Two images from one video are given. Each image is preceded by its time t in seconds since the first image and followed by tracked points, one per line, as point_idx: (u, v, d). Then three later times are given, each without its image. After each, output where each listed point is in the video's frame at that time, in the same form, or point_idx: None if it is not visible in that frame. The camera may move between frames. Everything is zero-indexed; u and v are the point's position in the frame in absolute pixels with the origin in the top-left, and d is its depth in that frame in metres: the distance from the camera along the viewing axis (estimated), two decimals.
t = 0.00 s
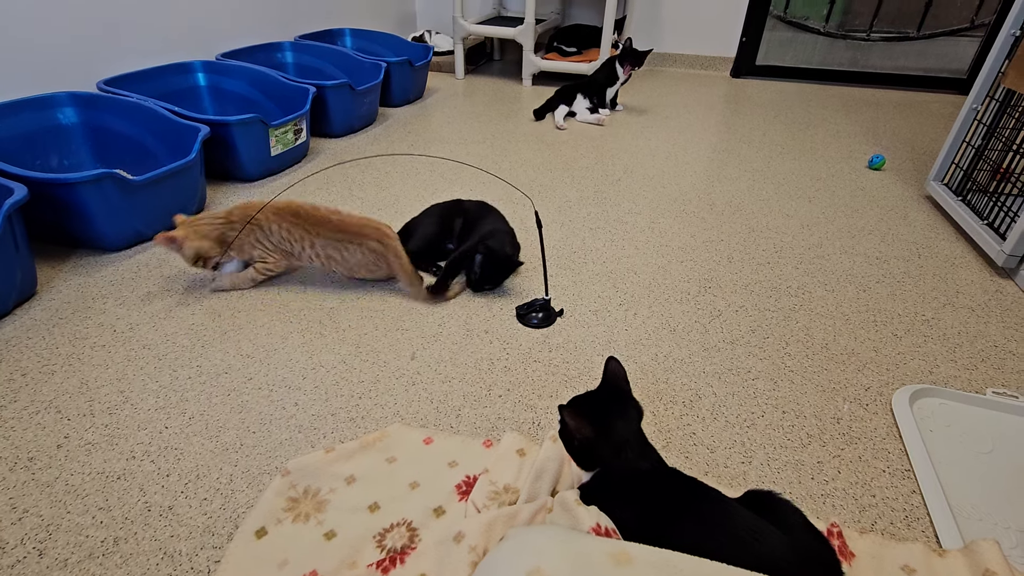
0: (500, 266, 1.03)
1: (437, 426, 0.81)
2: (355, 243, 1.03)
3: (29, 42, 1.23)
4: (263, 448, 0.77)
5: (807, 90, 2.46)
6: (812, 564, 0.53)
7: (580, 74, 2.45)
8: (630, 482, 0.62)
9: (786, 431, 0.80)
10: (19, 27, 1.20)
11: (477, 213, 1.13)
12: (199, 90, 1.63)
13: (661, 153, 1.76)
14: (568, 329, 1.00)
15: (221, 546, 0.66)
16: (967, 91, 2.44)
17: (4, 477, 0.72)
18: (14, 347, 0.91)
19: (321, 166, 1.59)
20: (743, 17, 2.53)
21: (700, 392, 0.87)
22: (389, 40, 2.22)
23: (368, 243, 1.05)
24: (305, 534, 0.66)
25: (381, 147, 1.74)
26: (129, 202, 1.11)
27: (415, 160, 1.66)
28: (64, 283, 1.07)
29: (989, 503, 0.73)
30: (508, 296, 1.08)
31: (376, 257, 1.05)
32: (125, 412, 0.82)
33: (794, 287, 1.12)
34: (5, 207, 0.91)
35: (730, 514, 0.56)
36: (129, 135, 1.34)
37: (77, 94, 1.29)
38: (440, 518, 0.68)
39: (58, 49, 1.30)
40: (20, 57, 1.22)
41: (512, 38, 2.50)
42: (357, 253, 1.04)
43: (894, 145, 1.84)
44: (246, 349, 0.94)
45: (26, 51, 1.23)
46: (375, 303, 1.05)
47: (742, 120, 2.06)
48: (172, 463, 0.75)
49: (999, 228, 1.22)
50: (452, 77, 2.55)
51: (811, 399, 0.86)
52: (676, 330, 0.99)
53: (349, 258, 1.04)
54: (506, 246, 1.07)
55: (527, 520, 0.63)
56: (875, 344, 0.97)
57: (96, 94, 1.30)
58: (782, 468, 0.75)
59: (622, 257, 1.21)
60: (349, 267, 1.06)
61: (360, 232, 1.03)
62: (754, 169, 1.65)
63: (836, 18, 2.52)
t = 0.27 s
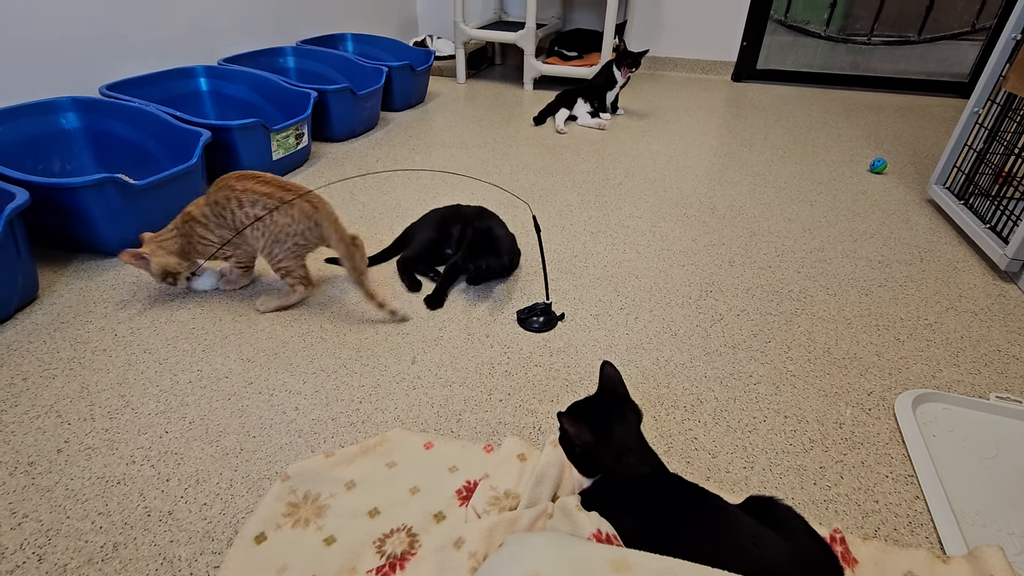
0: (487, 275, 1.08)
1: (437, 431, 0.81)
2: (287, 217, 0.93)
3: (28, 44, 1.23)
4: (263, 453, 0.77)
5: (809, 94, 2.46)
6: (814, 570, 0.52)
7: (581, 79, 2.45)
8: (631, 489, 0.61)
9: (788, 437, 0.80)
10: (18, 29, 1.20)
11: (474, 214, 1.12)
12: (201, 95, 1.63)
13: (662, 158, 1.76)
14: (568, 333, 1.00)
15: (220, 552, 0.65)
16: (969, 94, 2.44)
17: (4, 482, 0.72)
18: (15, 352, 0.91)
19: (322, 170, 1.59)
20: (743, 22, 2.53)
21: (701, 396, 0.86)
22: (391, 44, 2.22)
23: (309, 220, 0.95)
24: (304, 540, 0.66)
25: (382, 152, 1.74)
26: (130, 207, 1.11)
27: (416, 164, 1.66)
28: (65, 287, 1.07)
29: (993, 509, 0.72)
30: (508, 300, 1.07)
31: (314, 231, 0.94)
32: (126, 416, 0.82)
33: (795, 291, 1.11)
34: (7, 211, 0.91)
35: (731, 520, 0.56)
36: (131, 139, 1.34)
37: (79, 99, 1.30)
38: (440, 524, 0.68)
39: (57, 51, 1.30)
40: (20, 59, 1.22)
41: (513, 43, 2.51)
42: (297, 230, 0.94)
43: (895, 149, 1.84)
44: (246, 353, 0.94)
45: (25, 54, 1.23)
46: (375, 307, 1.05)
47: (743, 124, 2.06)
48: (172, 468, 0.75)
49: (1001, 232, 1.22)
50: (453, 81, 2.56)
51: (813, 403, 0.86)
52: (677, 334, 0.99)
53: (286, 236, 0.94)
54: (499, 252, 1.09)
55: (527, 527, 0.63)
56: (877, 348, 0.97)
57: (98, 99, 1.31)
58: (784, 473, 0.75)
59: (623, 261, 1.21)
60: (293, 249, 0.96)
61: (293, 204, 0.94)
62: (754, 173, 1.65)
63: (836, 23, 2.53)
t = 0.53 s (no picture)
0: (491, 280, 1.09)
1: (440, 438, 0.80)
2: (269, 216, 0.92)
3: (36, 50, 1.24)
4: (266, 459, 0.77)
5: (813, 100, 2.45)
6: None
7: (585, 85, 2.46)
8: (636, 497, 0.61)
9: (793, 444, 0.79)
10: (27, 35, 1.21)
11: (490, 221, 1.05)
12: (208, 102, 1.65)
13: (666, 164, 1.76)
14: (572, 339, 0.99)
15: (223, 558, 0.65)
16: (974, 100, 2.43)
17: (9, 487, 0.72)
18: (20, 356, 0.92)
19: (327, 176, 1.60)
20: (747, 28, 2.53)
21: (706, 404, 0.86)
22: (396, 51, 2.24)
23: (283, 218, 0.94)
24: (307, 547, 0.66)
25: (387, 158, 1.75)
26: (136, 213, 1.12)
27: (420, 170, 1.66)
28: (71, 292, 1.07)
29: (1002, 519, 0.71)
30: (512, 306, 1.07)
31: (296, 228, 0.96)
32: (130, 422, 0.82)
33: (800, 297, 1.11)
34: (14, 217, 0.92)
35: (737, 530, 0.55)
36: (138, 146, 1.35)
37: (87, 106, 1.31)
38: (442, 531, 0.67)
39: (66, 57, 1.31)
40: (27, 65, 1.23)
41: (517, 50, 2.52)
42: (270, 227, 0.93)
43: (900, 155, 1.83)
44: (250, 359, 0.94)
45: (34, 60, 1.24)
46: (379, 313, 1.05)
47: (747, 130, 2.06)
48: (176, 473, 0.75)
49: (1008, 238, 1.21)
50: (457, 88, 2.57)
51: (818, 411, 0.85)
52: (681, 341, 0.99)
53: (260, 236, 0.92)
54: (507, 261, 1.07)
55: (530, 534, 0.63)
56: (884, 355, 0.96)
57: (106, 106, 1.32)
58: (790, 481, 0.74)
59: (627, 267, 1.21)
60: (272, 249, 0.94)
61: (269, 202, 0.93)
62: (759, 179, 1.65)
63: (840, 29, 2.55)
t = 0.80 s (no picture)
0: (502, 284, 1.08)
1: (445, 447, 0.80)
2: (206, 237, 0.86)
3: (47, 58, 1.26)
4: (271, 467, 0.77)
5: (820, 109, 2.45)
6: None
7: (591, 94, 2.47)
8: (641, 509, 0.60)
9: (801, 456, 0.78)
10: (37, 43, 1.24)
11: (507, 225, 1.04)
12: (217, 110, 1.66)
13: (673, 172, 1.75)
14: (578, 348, 0.99)
15: (227, 566, 0.65)
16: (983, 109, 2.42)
17: (16, 493, 0.73)
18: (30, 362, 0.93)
19: (334, 184, 1.61)
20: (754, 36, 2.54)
21: (712, 414, 0.85)
22: (404, 60, 2.25)
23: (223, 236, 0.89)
24: (311, 556, 0.66)
25: (394, 166, 1.76)
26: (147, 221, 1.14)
27: (427, 178, 1.67)
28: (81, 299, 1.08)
29: (1014, 534, 0.70)
30: (517, 315, 1.07)
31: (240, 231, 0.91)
32: (137, 428, 0.82)
33: (807, 307, 1.10)
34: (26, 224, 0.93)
35: (743, 544, 0.54)
36: (148, 154, 1.37)
37: (100, 115, 1.33)
38: (446, 541, 0.67)
39: (76, 65, 1.33)
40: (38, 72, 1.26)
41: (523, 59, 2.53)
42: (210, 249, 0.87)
43: (908, 164, 1.82)
44: (256, 366, 0.94)
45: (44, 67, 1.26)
46: (384, 320, 1.05)
47: (754, 139, 2.06)
48: (181, 481, 0.75)
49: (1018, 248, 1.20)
50: (464, 96, 2.58)
51: (826, 422, 0.84)
52: (688, 350, 0.98)
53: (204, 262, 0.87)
54: (521, 263, 1.06)
55: (535, 546, 0.62)
56: (893, 366, 0.95)
57: (118, 115, 1.34)
58: (797, 494, 0.73)
59: (633, 275, 1.21)
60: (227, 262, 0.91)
61: (200, 228, 0.85)
62: (766, 188, 1.65)
63: (847, 37, 2.53)
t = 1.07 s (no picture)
0: (516, 287, 1.09)
1: (453, 458, 0.80)
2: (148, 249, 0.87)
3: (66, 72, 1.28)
4: (281, 476, 0.77)
5: (829, 121, 2.45)
6: None
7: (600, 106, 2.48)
8: (651, 522, 0.60)
9: (812, 471, 0.78)
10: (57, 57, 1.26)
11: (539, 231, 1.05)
12: (231, 123, 1.69)
13: (681, 184, 1.76)
14: (586, 360, 0.99)
15: None
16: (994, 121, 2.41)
17: (30, 499, 0.73)
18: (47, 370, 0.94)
19: (344, 196, 1.63)
20: (762, 49, 2.55)
21: (722, 427, 0.85)
22: (414, 74, 2.28)
23: (128, 265, 0.88)
24: (320, 566, 0.66)
25: (403, 177, 1.77)
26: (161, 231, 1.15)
27: (436, 190, 1.68)
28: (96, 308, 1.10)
29: None
30: (526, 326, 1.07)
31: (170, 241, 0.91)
32: (149, 436, 0.83)
33: (818, 320, 1.10)
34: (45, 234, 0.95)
35: (757, 559, 0.54)
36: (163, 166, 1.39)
37: (116, 127, 1.36)
38: (455, 553, 0.67)
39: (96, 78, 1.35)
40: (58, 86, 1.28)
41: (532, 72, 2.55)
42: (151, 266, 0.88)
43: (919, 176, 1.81)
44: (267, 376, 0.95)
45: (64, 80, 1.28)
46: (393, 331, 1.06)
47: (762, 151, 2.06)
48: (192, 489, 0.76)
49: None
50: (473, 109, 2.61)
51: (838, 436, 0.83)
52: (697, 363, 0.98)
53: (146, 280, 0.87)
54: (540, 269, 1.07)
55: (543, 558, 0.63)
56: (905, 381, 0.94)
57: (134, 127, 1.36)
58: (808, 509, 0.72)
59: (641, 287, 1.21)
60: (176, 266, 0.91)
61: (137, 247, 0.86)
62: (775, 200, 1.64)
63: (857, 50, 2.56)
